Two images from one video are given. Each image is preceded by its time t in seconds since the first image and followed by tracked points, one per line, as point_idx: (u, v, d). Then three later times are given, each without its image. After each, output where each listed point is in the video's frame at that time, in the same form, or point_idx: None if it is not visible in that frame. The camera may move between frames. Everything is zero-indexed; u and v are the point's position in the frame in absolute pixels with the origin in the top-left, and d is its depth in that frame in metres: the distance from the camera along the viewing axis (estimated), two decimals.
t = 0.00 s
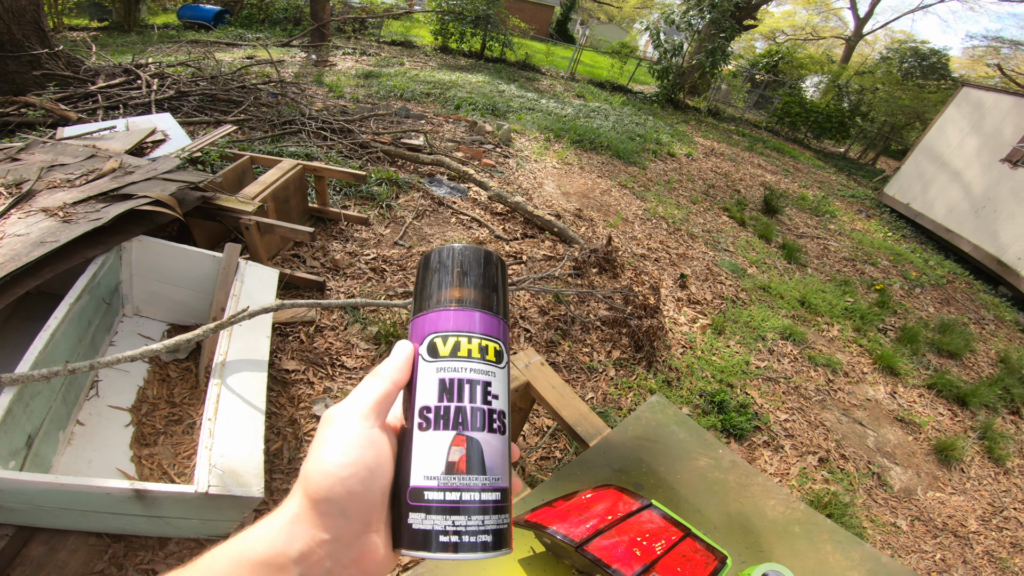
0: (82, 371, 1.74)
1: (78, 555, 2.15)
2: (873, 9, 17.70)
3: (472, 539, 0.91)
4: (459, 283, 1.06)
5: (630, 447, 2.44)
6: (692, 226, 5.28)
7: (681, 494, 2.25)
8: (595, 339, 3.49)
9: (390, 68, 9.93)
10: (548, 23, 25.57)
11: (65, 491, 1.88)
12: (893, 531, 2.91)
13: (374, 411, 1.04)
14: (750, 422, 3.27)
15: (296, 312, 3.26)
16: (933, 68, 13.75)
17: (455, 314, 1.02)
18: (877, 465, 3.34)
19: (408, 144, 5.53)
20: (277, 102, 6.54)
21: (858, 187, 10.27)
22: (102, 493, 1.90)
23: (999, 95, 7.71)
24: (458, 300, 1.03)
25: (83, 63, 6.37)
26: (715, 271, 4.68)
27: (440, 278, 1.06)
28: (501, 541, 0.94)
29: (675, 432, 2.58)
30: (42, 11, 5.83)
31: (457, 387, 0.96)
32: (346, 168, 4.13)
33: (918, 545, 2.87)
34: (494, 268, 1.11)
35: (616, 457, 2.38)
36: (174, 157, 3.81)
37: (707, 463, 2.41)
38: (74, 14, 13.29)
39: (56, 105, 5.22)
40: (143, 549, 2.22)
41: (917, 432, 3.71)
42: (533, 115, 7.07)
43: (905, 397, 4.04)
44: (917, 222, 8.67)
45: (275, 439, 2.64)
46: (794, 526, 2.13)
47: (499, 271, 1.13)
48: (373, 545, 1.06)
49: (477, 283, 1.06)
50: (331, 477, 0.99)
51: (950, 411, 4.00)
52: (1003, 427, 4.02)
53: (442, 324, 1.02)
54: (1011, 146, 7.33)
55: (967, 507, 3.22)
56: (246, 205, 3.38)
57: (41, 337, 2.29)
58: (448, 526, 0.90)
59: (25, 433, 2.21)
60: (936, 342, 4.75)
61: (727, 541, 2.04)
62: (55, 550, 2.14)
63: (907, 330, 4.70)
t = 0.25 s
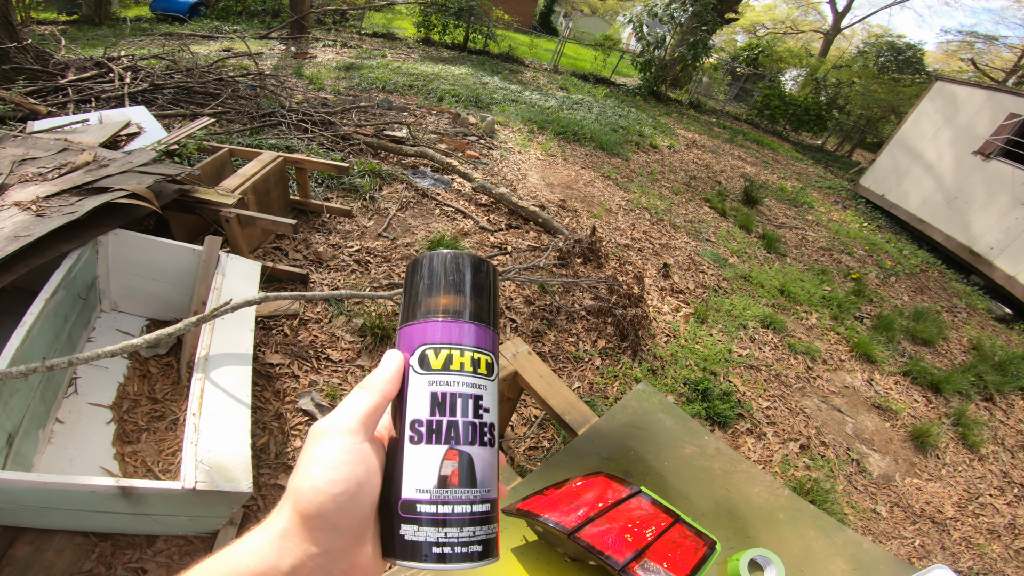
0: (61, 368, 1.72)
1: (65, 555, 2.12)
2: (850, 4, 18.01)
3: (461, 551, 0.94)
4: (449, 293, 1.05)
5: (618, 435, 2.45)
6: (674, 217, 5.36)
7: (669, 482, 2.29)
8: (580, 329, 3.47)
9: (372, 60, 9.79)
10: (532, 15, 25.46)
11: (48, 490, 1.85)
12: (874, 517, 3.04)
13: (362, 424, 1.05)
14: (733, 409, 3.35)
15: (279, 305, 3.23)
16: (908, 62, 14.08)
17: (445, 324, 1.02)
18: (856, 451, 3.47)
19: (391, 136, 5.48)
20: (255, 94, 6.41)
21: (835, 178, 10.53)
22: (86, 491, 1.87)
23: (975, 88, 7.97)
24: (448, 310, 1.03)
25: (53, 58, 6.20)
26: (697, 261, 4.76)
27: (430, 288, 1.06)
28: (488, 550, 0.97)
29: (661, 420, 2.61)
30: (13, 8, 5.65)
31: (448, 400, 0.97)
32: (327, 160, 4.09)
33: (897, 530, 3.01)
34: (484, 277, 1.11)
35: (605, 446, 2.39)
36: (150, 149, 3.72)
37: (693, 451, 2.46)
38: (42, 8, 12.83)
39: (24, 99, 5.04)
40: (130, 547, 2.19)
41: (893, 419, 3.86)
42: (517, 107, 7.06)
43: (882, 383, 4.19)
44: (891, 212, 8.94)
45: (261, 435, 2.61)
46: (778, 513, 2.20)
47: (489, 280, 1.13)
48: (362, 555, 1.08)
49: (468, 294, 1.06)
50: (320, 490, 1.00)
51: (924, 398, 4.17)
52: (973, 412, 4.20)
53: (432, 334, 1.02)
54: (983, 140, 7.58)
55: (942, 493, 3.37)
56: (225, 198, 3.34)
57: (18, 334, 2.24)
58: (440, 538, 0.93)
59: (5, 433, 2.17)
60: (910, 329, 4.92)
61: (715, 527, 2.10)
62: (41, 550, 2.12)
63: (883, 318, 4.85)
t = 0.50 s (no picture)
0: (22, 363, 1.68)
1: (37, 552, 2.06)
2: None
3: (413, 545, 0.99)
4: (411, 373, 1.21)
5: (592, 420, 2.43)
6: (649, 205, 5.43)
7: (643, 466, 2.30)
8: (556, 316, 3.48)
9: (346, 51, 9.60)
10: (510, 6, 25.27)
11: (14, 486, 1.79)
12: (845, 501, 3.16)
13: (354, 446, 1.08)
14: (707, 394, 3.41)
15: (251, 296, 3.15)
16: (877, 54, 14.44)
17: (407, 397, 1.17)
18: (825, 436, 3.59)
19: (365, 127, 5.41)
20: (224, 86, 6.23)
21: (806, 168, 10.80)
22: (54, 487, 1.81)
23: (937, 80, 8.19)
24: (409, 388, 1.19)
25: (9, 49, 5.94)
26: (672, 248, 4.84)
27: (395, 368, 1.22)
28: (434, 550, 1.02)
29: (636, 405, 2.61)
30: None
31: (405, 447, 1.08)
32: (299, 150, 4.01)
33: (868, 515, 3.12)
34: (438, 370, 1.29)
35: (579, 431, 2.35)
36: (112, 141, 3.61)
37: (668, 436, 2.47)
38: None
39: None
40: (103, 543, 2.15)
41: (861, 403, 4.00)
42: (493, 98, 7.02)
43: (849, 367, 4.32)
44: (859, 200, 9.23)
45: (235, 428, 2.57)
46: (752, 497, 2.26)
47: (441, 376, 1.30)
48: None
49: (425, 375, 1.23)
50: (311, 499, 1.00)
51: (890, 381, 4.32)
52: (938, 395, 4.38)
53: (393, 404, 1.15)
54: (948, 130, 7.81)
55: (910, 476, 3.50)
56: (192, 188, 3.27)
57: None
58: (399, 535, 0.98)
59: None
60: (877, 314, 5.09)
61: (689, 511, 2.13)
62: (13, 547, 2.05)
63: (849, 303, 5.00)
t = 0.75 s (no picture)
0: None
1: None
2: None
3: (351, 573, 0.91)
4: (342, 389, 1.08)
5: (560, 397, 2.41)
6: (622, 189, 5.46)
7: (613, 444, 2.30)
8: (527, 297, 3.47)
9: (317, 37, 9.36)
10: None
11: None
12: (814, 481, 3.23)
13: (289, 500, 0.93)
14: (678, 373, 3.43)
15: (209, 279, 3.06)
16: (845, 47, 14.82)
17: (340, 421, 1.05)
18: (794, 416, 3.65)
19: (334, 110, 5.28)
20: (186, 70, 6.00)
21: (776, 156, 11.04)
22: None
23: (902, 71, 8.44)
24: (340, 409, 1.06)
25: None
26: (644, 230, 4.88)
27: (323, 388, 1.07)
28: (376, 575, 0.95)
29: (605, 380, 2.62)
30: None
31: (331, 477, 0.98)
32: (263, 133, 3.89)
33: (836, 495, 3.20)
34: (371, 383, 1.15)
35: (547, 408, 2.33)
36: (62, 125, 3.38)
37: (641, 416, 2.48)
38: None
39: None
40: (52, 533, 2.04)
41: (827, 383, 4.08)
42: (467, 83, 6.94)
43: (815, 348, 4.41)
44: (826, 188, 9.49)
45: (192, 413, 2.47)
46: (724, 476, 2.31)
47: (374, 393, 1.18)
48: None
49: (356, 391, 1.09)
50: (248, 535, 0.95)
51: (855, 361, 4.44)
52: (900, 375, 4.53)
53: (321, 429, 1.02)
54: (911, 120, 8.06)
55: (875, 458, 3.59)
56: (146, 169, 3.14)
57: None
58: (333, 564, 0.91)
59: None
60: (842, 297, 5.23)
61: (659, 491, 2.14)
62: None
63: (815, 285, 5.13)
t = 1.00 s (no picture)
0: None
1: None
2: None
3: None
4: (341, 386, 0.81)
5: (525, 381, 2.40)
6: (593, 173, 5.47)
7: (579, 428, 2.31)
8: (497, 283, 3.46)
9: (281, 29, 9.09)
10: None
11: None
12: (786, 462, 3.28)
13: (248, 528, 0.85)
14: (649, 355, 3.45)
15: (164, 274, 2.98)
16: (813, 33, 15.08)
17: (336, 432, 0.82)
18: (765, 396, 3.69)
19: (297, 101, 5.15)
20: (140, 65, 5.77)
21: (746, 141, 11.21)
22: None
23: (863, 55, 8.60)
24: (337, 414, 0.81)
25: None
26: (614, 214, 4.89)
27: (319, 380, 0.82)
28: None
29: (572, 363, 2.61)
30: None
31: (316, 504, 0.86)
32: (219, 125, 3.78)
33: (808, 475, 3.27)
34: (386, 367, 0.85)
35: (511, 393, 2.33)
36: None
37: (613, 401, 2.48)
38: None
39: None
40: (11, 534, 1.94)
41: (796, 362, 4.15)
42: (437, 73, 6.84)
43: (785, 327, 4.49)
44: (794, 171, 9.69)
45: (151, 410, 2.41)
46: (696, 460, 2.32)
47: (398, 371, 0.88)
48: None
49: (361, 389, 0.83)
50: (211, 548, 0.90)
51: (823, 340, 4.54)
52: (867, 352, 4.67)
53: (312, 439, 0.82)
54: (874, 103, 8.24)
55: (846, 437, 3.69)
56: (93, 164, 3.02)
57: None
58: None
59: None
60: (809, 276, 5.34)
61: (628, 476, 2.17)
62: None
63: (783, 265, 5.22)
